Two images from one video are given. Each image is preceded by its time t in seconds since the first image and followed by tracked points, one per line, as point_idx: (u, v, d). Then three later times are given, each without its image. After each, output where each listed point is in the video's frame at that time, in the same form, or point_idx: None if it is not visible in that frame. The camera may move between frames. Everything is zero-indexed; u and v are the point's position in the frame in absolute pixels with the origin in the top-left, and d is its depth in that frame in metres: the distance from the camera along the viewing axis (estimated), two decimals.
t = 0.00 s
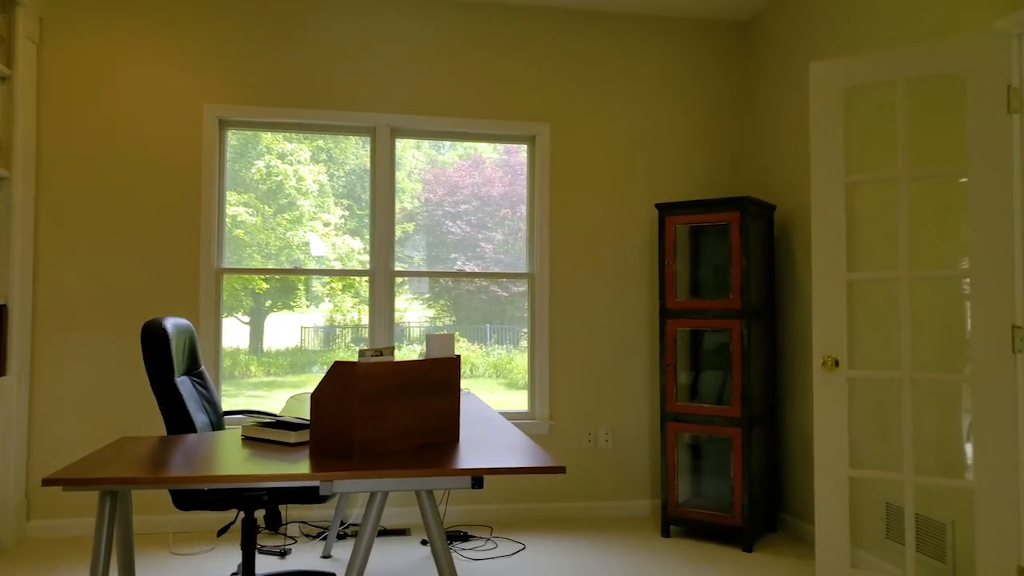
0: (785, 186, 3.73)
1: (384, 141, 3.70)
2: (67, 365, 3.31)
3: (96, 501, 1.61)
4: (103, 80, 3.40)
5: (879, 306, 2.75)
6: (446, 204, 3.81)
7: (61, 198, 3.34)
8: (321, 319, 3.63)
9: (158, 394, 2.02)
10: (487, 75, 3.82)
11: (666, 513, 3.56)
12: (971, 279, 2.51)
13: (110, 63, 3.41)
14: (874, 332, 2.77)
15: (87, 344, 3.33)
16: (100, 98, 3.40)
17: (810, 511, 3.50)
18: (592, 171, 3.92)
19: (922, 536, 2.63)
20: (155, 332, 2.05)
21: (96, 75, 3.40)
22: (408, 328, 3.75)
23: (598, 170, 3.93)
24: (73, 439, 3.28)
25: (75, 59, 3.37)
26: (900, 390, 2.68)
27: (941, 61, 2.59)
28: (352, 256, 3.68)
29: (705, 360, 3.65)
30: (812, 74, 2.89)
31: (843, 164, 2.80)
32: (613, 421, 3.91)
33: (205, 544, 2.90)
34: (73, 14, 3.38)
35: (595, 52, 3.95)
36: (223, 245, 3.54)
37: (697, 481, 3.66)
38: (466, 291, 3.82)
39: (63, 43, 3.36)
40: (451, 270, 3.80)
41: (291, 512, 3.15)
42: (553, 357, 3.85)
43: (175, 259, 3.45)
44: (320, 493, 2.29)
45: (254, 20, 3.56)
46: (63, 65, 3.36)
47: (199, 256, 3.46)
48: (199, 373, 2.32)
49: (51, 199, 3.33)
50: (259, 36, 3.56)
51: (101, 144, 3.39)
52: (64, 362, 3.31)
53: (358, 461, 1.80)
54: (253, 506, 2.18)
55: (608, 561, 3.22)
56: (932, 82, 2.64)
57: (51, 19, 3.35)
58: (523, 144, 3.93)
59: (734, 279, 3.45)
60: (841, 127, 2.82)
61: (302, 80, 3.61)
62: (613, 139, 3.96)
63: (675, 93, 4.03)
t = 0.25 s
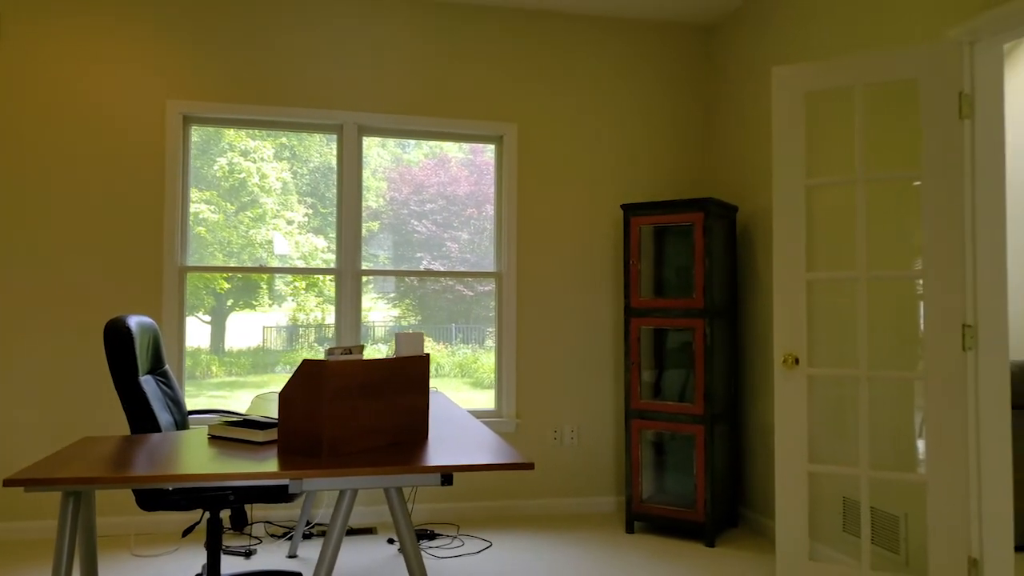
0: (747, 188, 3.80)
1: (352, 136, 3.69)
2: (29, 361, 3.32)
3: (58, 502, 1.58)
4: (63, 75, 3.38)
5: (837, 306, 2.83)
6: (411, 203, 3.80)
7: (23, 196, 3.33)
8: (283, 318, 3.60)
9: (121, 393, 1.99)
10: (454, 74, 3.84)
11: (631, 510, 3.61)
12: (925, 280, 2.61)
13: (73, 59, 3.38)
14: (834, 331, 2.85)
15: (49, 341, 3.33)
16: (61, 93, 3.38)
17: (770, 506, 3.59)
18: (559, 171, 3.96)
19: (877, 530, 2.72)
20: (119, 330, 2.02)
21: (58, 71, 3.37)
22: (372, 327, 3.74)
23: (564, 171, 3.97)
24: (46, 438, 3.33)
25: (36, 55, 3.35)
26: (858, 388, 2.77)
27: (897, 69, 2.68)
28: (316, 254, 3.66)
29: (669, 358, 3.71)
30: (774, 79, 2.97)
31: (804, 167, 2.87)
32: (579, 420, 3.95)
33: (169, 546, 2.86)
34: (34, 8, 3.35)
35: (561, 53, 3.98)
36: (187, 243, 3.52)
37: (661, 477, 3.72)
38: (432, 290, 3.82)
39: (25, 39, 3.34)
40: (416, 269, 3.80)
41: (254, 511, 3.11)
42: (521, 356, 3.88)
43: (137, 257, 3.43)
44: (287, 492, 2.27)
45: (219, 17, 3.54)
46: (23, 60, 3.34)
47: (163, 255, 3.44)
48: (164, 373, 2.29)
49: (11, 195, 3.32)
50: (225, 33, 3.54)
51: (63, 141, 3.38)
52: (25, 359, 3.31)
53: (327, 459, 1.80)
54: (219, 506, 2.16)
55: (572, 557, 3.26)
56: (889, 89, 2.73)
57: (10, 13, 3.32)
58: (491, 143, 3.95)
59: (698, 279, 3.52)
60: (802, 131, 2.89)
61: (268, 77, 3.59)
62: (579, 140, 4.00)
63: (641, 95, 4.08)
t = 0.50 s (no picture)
0: (712, 189, 3.88)
1: (319, 134, 3.68)
2: None
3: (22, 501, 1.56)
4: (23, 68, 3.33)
5: (797, 305, 2.91)
6: (377, 202, 3.80)
7: None
8: (245, 318, 3.58)
9: (84, 391, 1.96)
10: (422, 72, 3.84)
11: (597, 506, 3.66)
12: (882, 280, 2.70)
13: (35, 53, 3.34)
14: (795, 329, 2.92)
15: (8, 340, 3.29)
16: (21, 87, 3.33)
17: (733, 501, 3.66)
18: (527, 171, 3.99)
19: (836, 523, 2.81)
20: (82, 328, 1.99)
21: (18, 64, 3.32)
22: (337, 327, 3.72)
23: (532, 170, 4.00)
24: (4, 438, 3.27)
25: None
26: (817, 384, 2.85)
27: (855, 74, 2.76)
28: (279, 253, 3.65)
29: (634, 357, 3.77)
30: (737, 83, 3.04)
31: (767, 169, 2.94)
32: (546, 417, 3.98)
33: (132, 548, 2.81)
34: None
35: (529, 53, 4.01)
36: (150, 241, 3.49)
37: (627, 474, 3.77)
38: (398, 289, 3.81)
39: None
40: (382, 268, 3.79)
41: (220, 511, 3.07)
42: (489, 355, 3.90)
43: (100, 255, 3.40)
44: (255, 492, 2.26)
45: (185, 11, 3.51)
46: None
47: (127, 253, 3.41)
48: (128, 372, 2.25)
49: None
50: (191, 28, 3.52)
51: (26, 136, 3.33)
52: None
53: (298, 456, 1.80)
54: (185, 505, 2.14)
55: (538, 553, 3.29)
56: (847, 94, 2.82)
57: None
58: (459, 143, 3.96)
59: (663, 278, 3.58)
60: (765, 133, 2.96)
61: (234, 73, 3.56)
62: (547, 140, 4.04)
63: (607, 96, 4.14)
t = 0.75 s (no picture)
0: (676, 190, 3.94)
1: (286, 132, 3.66)
2: None
3: None
4: None
5: (759, 304, 2.99)
6: (342, 200, 3.79)
7: None
8: (207, 317, 3.55)
9: (49, 391, 1.94)
10: (391, 71, 3.85)
11: (563, 503, 3.71)
12: (840, 280, 2.79)
13: None
14: (757, 328, 3.00)
15: None
16: None
17: (696, 497, 3.73)
18: (496, 170, 4.02)
19: (796, 517, 2.89)
20: (46, 327, 1.96)
21: None
22: (300, 326, 3.70)
23: (501, 170, 4.03)
24: None
25: None
26: (778, 382, 2.93)
27: (815, 80, 2.85)
28: (242, 252, 3.62)
29: (600, 355, 3.82)
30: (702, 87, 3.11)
31: (729, 171, 3.02)
32: (514, 416, 4.02)
33: (96, 549, 2.77)
34: None
35: (498, 53, 4.04)
36: (113, 239, 3.45)
37: (593, 471, 3.82)
38: (363, 288, 3.81)
39: None
40: (348, 266, 3.79)
41: (186, 512, 3.05)
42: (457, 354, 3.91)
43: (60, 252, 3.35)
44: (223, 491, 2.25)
45: (151, 6, 3.47)
46: None
47: (90, 250, 3.37)
48: (94, 371, 2.22)
49: None
50: (156, 23, 3.48)
51: None
52: None
53: (269, 454, 1.80)
54: (152, 506, 2.12)
55: (505, 549, 3.32)
56: (807, 99, 2.91)
57: None
58: (428, 142, 3.96)
59: (628, 278, 3.64)
60: (729, 136, 3.03)
61: (200, 69, 3.54)
62: (515, 140, 4.07)
63: (575, 97, 4.19)
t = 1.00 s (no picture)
0: (644, 192, 4.01)
1: (256, 131, 3.65)
2: None
3: None
4: None
5: (723, 304, 3.07)
6: (308, 199, 3.78)
7: None
8: (170, 316, 3.52)
9: (15, 391, 1.92)
10: (361, 71, 3.85)
11: (532, 501, 3.76)
12: (801, 281, 2.88)
13: None
14: (722, 327, 3.08)
15: None
16: None
17: (662, 493, 3.82)
18: (466, 171, 4.04)
19: (759, 512, 2.97)
20: (11, 328, 1.94)
21: None
22: (266, 326, 3.69)
23: (471, 171, 4.06)
24: None
25: None
26: (742, 380, 3.01)
27: (778, 86, 2.93)
28: (207, 251, 3.59)
29: (568, 355, 3.87)
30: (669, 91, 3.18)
31: (695, 173, 3.09)
32: (483, 415, 4.05)
33: (60, 552, 2.74)
34: None
35: (468, 54, 4.07)
36: (77, 237, 3.40)
37: (561, 468, 3.88)
38: (330, 288, 3.81)
39: None
40: (314, 266, 3.78)
41: (153, 513, 3.01)
42: (427, 354, 3.93)
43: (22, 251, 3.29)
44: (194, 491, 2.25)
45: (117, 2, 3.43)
46: None
47: (54, 249, 3.32)
48: (60, 372, 2.20)
49: None
50: (123, 19, 3.44)
51: None
52: None
53: (242, 454, 1.81)
54: (121, 507, 2.11)
55: (475, 547, 3.35)
56: (770, 105, 3.00)
57: None
58: (398, 142, 3.97)
59: (596, 279, 3.70)
60: (695, 140, 3.10)
61: (167, 66, 3.50)
62: (485, 141, 4.10)
63: (544, 99, 4.23)
